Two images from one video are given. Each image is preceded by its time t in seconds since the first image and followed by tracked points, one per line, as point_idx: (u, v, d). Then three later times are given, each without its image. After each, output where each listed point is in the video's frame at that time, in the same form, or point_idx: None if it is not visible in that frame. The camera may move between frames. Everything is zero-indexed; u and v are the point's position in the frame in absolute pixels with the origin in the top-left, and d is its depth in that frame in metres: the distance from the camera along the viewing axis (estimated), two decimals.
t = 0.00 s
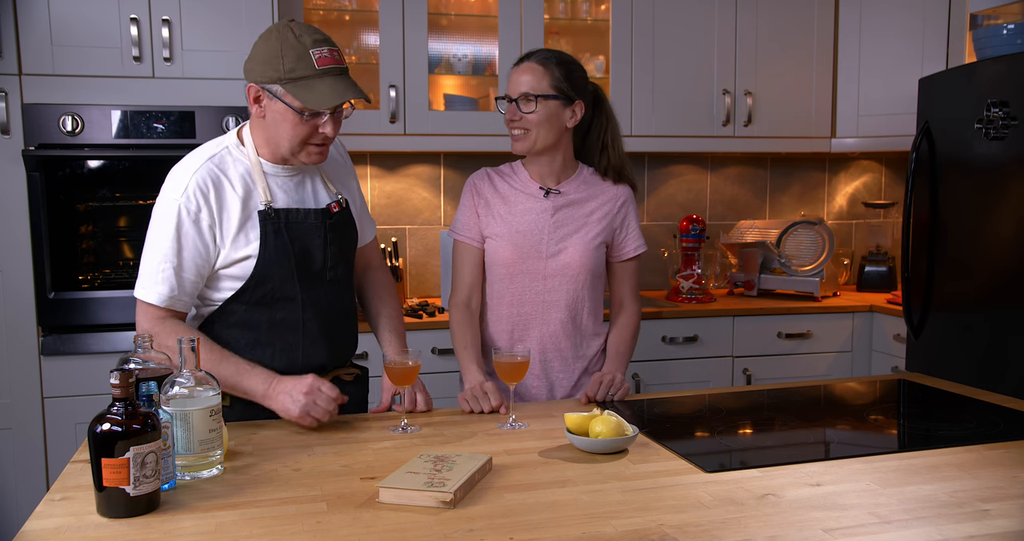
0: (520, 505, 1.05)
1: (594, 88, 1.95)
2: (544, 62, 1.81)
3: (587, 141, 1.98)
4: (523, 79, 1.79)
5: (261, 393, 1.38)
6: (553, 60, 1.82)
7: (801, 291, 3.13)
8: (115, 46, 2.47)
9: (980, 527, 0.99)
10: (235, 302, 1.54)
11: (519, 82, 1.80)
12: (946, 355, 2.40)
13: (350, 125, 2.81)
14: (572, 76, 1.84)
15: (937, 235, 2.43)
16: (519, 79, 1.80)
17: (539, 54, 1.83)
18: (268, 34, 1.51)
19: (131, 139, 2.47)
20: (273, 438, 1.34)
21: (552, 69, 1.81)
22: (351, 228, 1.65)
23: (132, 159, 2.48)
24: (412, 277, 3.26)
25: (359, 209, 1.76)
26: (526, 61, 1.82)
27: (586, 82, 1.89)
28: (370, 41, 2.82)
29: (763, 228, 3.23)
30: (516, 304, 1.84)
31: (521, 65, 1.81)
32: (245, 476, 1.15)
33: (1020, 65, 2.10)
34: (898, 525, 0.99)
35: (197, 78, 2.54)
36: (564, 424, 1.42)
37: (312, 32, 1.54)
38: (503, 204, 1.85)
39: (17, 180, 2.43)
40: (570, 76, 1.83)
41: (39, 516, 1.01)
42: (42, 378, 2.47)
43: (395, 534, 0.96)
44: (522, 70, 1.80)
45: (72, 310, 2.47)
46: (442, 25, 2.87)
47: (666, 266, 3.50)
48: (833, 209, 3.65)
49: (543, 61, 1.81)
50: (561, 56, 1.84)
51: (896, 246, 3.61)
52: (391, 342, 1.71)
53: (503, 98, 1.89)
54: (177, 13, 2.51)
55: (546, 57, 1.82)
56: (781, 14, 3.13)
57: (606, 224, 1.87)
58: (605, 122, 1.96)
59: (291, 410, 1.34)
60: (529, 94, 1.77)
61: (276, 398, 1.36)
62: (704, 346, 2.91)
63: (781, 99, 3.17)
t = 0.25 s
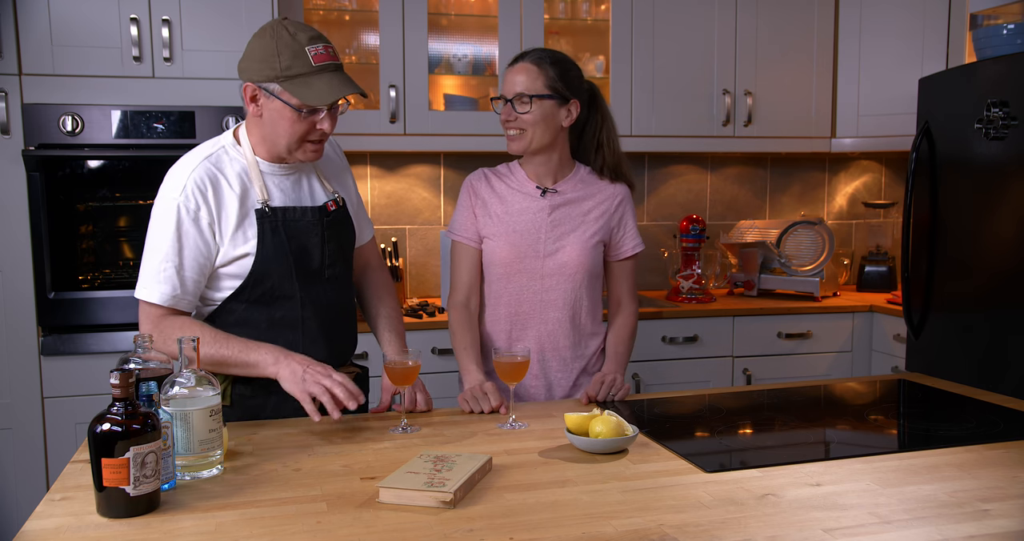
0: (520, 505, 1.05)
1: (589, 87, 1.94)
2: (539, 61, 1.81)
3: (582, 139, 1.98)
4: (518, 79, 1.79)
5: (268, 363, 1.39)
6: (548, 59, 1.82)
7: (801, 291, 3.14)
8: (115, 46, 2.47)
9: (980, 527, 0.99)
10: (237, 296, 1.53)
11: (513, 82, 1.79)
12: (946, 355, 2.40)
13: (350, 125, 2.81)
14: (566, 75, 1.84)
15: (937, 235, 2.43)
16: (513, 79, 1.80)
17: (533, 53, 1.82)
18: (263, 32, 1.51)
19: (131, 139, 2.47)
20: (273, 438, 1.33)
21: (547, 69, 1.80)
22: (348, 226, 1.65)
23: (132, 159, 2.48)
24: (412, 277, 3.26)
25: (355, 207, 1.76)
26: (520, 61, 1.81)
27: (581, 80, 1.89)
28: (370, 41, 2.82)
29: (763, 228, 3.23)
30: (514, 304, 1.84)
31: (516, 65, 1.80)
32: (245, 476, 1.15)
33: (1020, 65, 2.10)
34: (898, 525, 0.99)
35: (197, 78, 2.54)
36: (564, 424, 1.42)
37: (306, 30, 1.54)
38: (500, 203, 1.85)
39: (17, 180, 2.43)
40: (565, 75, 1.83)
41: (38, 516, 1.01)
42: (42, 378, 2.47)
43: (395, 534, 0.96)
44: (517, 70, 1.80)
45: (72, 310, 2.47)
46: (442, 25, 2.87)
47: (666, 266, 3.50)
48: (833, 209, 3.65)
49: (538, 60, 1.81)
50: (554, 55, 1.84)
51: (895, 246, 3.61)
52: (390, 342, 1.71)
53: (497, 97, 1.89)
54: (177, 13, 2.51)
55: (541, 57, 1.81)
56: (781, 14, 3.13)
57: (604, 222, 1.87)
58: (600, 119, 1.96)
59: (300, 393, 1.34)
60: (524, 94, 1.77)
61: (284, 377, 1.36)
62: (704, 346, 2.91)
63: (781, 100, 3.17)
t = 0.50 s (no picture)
0: (520, 505, 1.05)
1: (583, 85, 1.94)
2: (535, 62, 1.80)
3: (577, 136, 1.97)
4: (515, 79, 1.78)
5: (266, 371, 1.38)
6: (544, 59, 1.81)
7: (801, 291, 3.14)
8: (115, 46, 2.47)
9: (980, 527, 0.99)
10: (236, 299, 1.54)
11: (512, 83, 1.79)
12: (946, 355, 2.40)
13: (350, 125, 2.81)
14: (563, 74, 1.83)
15: (937, 235, 2.43)
16: (511, 80, 1.79)
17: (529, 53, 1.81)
18: (261, 31, 1.51)
19: (131, 139, 2.47)
20: (273, 438, 1.33)
21: (543, 69, 1.80)
22: (347, 226, 1.65)
23: (132, 159, 2.48)
24: (412, 277, 3.26)
25: (354, 207, 1.76)
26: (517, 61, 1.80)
27: (577, 78, 1.89)
28: (370, 41, 2.82)
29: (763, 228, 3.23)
30: (513, 301, 1.84)
31: (512, 66, 1.79)
32: (245, 476, 1.15)
33: (1020, 65, 2.10)
34: (898, 525, 0.99)
35: (197, 78, 2.54)
36: (564, 424, 1.42)
37: (305, 27, 1.55)
38: (498, 201, 1.85)
39: (16, 180, 2.43)
40: (562, 74, 1.83)
41: (38, 516, 1.01)
42: (42, 378, 2.47)
43: (395, 534, 0.96)
44: (513, 71, 1.79)
45: (72, 310, 2.47)
46: (442, 25, 2.86)
47: (665, 266, 3.50)
48: (833, 209, 3.65)
49: (534, 61, 1.80)
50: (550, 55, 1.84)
51: (895, 246, 3.61)
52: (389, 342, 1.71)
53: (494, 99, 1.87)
54: (177, 13, 2.51)
55: (537, 57, 1.80)
56: (781, 14, 3.13)
57: (602, 219, 1.88)
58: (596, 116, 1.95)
59: (292, 400, 1.34)
60: (522, 95, 1.77)
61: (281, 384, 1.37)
62: (704, 346, 2.91)
63: (781, 99, 3.17)
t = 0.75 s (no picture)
0: (520, 505, 1.05)
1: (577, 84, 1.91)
2: (548, 69, 1.72)
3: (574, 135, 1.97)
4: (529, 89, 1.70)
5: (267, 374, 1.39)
6: (554, 65, 1.74)
7: (801, 291, 3.14)
8: (114, 46, 2.47)
9: (980, 527, 0.99)
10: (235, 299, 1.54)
11: (528, 93, 1.70)
12: (946, 355, 2.40)
13: (349, 125, 2.81)
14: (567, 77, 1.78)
15: (937, 235, 2.43)
16: (522, 90, 1.70)
17: (537, 59, 1.72)
18: (263, 31, 1.51)
19: (131, 139, 2.47)
20: (273, 438, 1.33)
21: (555, 75, 1.73)
22: (348, 226, 1.65)
23: (132, 159, 2.48)
24: (412, 277, 3.26)
25: (354, 206, 1.76)
26: (527, 69, 1.71)
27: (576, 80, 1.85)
28: (370, 41, 2.82)
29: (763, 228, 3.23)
30: (512, 300, 1.84)
31: (525, 74, 1.70)
32: (245, 476, 1.15)
33: (1020, 65, 2.10)
34: (898, 525, 0.99)
35: (197, 78, 2.54)
36: (564, 424, 1.42)
37: (306, 27, 1.55)
38: (496, 200, 1.85)
39: (16, 180, 2.43)
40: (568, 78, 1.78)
41: (38, 516, 1.01)
42: (42, 378, 2.47)
43: (395, 534, 0.96)
44: (526, 80, 1.70)
45: (72, 310, 2.47)
46: (442, 25, 2.86)
47: (665, 266, 3.50)
48: (833, 209, 3.65)
49: (545, 69, 1.72)
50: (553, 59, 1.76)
51: (895, 246, 3.61)
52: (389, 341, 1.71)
53: (499, 105, 1.78)
54: (177, 13, 2.51)
55: (545, 64, 1.72)
56: (781, 14, 3.13)
57: (600, 218, 1.88)
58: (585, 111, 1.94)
59: (293, 402, 1.35)
60: (543, 106, 1.71)
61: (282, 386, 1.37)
62: (704, 346, 2.91)
63: (781, 100, 3.17)
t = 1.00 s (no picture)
0: (520, 505, 1.05)
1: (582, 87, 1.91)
2: (543, 67, 1.75)
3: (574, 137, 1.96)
4: (521, 85, 1.73)
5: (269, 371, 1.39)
6: (551, 63, 1.76)
7: (801, 291, 3.14)
8: (115, 46, 2.47)
9: (980, 527, 0.99)
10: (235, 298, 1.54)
11: (519, 88, 1.73)
12: (946, 355, 2.40)
13: (349, 125, 2.81)
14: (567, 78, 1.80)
15: (937, 234, 2.43)
16: (515, 85, 1.73)
17: (535, 57, 1.76)
18: (264, 29, 1.51)
19: (131, 139, 2.47)
20: (273, 438, 1.33)
21: (551, 73, 1.75)
22: (349, 224, 1.66)
23: (132, 159, 2.47)
24: (412, 277, 3.26)
25: (355, 204, 1.76)
26: (523, 65, 1.74)
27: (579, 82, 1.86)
28: (370, 41, 2.82)
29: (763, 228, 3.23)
30: (513, 300, 1.84)
31: (520, 70, 1.74)
32: (245, 476, 1.15)
33: (1020, 65, 2.10)
34: (898, 525, 0.99)
35: (197, 78, 2.54)
36: (564, 424, 1.42)
37: (307, 25, 1.55)
38: (496, 201, 1.85)
39: (16, 180, 2.43)
40: (568, 78, 1.80)
41: (38, 516, 1.01)
42: (42, 378, 2.47)
43: (395, 534, 0.96)
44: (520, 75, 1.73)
45: (72, 310, 2.47)
46: (442, 25, 2.87)
47: (665, 266, 3.50)
48: (833, 209, 3.65)
49: (541, 65, 1.75)
50: (555, 59, 1.79)
51: (895, 246, 3.61)
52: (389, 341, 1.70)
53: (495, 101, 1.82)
54: (177, 13, 2.51)
55: (543, 61, 1.76)
56: (781, 14, 3.13)
57: (600, 218, 1.88)
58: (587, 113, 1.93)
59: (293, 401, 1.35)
60: (531, 101, 1.72)
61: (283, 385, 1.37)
62: (704, 346, 2.91)
63: (781, 100, 3.17)
